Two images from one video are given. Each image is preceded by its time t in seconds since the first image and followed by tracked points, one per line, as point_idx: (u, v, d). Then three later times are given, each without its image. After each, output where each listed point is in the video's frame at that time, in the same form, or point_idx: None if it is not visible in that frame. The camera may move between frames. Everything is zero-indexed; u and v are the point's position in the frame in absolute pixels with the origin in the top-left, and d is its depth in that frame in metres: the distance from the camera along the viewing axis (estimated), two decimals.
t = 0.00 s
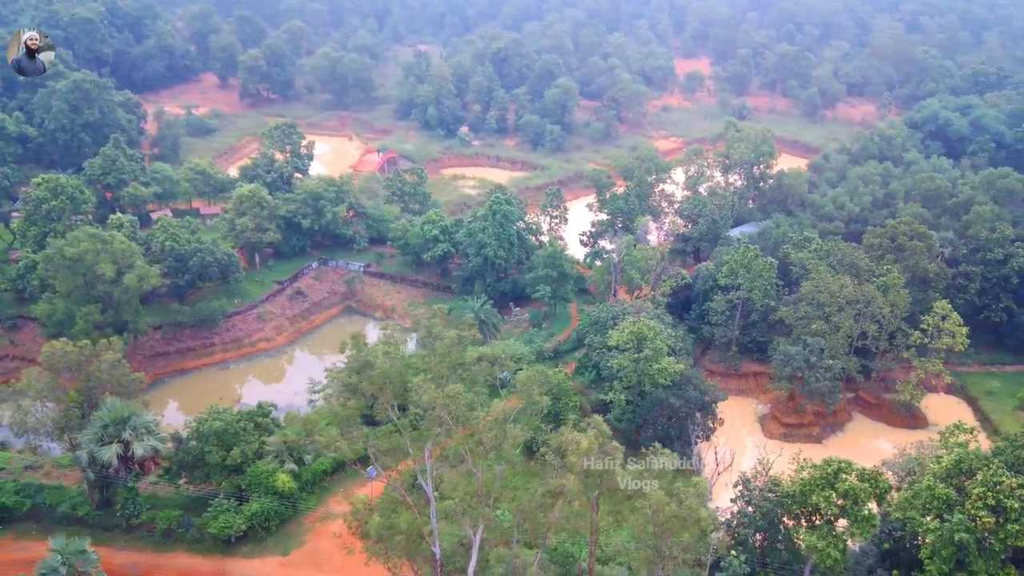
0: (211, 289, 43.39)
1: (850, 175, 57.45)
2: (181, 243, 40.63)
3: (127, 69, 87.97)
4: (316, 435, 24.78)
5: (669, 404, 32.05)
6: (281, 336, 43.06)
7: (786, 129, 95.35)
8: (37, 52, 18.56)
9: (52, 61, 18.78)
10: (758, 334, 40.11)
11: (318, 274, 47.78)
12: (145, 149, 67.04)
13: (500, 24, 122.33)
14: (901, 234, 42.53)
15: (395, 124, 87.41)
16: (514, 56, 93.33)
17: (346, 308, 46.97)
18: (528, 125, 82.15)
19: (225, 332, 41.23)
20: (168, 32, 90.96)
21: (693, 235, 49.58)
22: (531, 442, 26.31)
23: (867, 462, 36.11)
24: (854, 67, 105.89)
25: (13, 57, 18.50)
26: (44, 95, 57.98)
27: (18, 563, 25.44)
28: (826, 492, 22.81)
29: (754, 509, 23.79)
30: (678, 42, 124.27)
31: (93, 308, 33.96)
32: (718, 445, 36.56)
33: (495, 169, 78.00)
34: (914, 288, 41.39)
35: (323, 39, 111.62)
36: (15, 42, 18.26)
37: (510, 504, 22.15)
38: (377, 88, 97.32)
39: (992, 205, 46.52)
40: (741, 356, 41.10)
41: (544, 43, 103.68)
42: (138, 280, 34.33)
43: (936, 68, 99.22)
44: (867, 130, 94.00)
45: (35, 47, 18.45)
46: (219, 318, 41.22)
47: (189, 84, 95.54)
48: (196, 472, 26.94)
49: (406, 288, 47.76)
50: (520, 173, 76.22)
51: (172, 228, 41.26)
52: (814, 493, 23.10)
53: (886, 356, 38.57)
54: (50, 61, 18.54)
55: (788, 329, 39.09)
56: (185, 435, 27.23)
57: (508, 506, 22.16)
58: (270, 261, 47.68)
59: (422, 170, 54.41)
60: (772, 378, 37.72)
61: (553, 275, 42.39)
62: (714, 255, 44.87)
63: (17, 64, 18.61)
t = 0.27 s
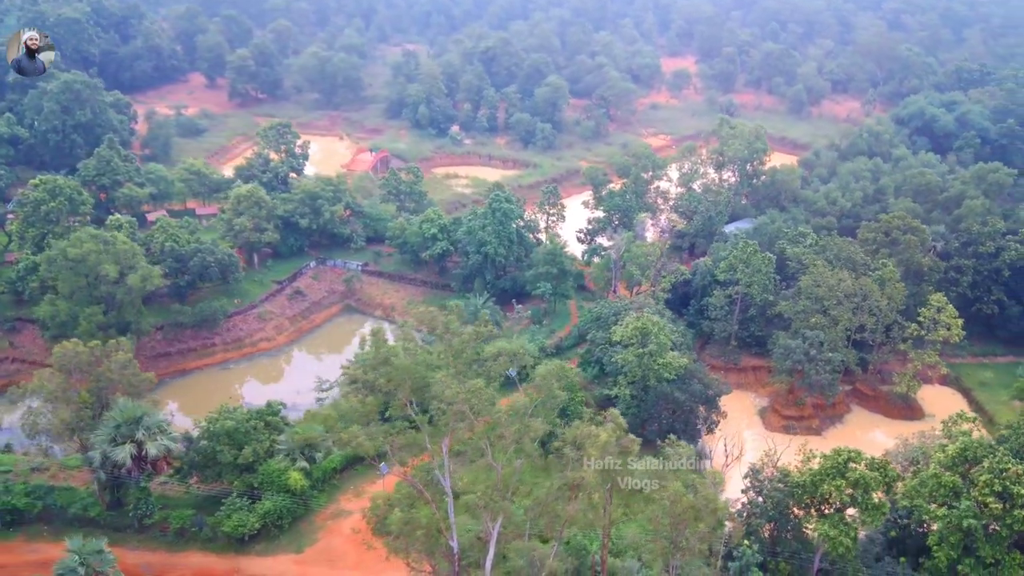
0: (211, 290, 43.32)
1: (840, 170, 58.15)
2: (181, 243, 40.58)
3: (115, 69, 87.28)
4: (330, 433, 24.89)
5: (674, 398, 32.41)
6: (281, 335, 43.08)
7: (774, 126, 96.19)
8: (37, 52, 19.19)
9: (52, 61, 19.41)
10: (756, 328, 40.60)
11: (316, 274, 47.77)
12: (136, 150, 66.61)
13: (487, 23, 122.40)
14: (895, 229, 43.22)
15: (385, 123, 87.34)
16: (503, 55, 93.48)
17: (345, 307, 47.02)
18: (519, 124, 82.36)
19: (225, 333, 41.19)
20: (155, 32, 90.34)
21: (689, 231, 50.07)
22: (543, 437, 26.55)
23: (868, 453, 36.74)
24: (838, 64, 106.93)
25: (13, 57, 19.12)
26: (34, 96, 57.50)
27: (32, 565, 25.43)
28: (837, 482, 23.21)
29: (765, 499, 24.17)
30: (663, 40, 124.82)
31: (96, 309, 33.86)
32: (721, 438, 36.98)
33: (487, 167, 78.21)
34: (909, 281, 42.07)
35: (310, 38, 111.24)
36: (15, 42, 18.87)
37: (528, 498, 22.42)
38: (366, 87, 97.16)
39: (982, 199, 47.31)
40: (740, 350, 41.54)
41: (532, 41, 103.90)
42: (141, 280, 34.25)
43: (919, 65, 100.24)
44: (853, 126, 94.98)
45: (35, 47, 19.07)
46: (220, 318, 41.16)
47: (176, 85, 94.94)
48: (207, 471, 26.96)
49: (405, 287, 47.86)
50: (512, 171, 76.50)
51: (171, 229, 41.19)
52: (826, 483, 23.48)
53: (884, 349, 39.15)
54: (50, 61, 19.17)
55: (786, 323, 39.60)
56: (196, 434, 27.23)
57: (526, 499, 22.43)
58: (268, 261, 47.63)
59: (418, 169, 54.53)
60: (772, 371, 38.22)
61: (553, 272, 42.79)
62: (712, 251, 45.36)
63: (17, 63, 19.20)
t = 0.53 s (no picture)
0: (211, 289, 43.24)
1: (832, 166, 58.83)
2: (182, 243, 40.53)
3: (103, 70, 86.62)
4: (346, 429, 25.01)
5: (680, 391, 32.79)
6: (283, 334, 43.11)
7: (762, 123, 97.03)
8: (37, 52, 19.60)
9: (51, 61, 19.87)
10: (756, 322, 41.09)
11: (316, 273, 47.77)
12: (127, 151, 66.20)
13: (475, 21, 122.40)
14: (890, 223, 43.91)
15: (376, 122, 87.25)
16: (492, 54, 93.58)
17: (346, 306, 47.05)
18: (511, 122, 82.58)
19: (228, 332, 41.17)
20: (143, 32, 89.80)
21: (686, 227, 50.52)
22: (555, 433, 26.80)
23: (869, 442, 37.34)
24: (824, 62, 107.89)
25: (14, 57, 19.56)
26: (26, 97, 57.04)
27: (47, 566, 25.36)
28: (849, 471, 23.56)
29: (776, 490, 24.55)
30: (650, 38, 125.30)
31: (101, 309, 33.80)
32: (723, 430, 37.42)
33: (480, 166, 78.44)
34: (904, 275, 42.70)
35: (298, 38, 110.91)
36: (15, 42, 19.33)
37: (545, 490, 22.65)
38: (356, 86, 97.07)
39: (974, 194, 48.12)
40: (740, 344, 42.03)
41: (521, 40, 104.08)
42: (146, 280, 34.20)
43: (903, 62, 101.17)
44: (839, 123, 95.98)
45: (34, 47, 19.48)
46: (222, 318, 41.13)
47: (165, 85, 94.34)
48: (220, 469, 26.95)
49: (404, 285, 47.98)
50: (505, 169, 76.76)
51: (171, 229, 41.11)
52: (837, 472, 23.83)
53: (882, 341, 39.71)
54: (49, 61, 19.58)
55: (786, 316, 40.11)
56: (208, 432, 27.23)
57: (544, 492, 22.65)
58: (268, 261, 47.59)
59: (415, 167, 54.63)
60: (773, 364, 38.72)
61: (555, 269, 43.27)
62: (710, 247, 45.83)
63: (18, 64, 19.67)
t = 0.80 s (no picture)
0: (214, 289, 43.25)
1: (826, 163, 59.44)
2: (186, 243, 40.51)
3: (94, 70, 86.07)
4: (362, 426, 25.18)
5: (686, 386, 33.17)
6: (287, 334, 43.17)
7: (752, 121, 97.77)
8: (37, 52, 18.91)
9: (52, 61, 19.18)
10: (757, 317, 41.61)
11: (317, 272, 47.81)
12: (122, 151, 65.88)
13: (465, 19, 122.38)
14: (887, 219, 44.51)
15: (370, 121, 87.19)
16: (484, 52, 93.66)
17: (348, 305, 47.11)
18: (505, 121, 82.79)
19: (232, 332, 41.23)
20: (133, 32, 89.30)
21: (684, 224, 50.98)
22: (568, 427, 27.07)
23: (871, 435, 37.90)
24: (812, 60, 108.69)
25: (13, 58, 18.88)
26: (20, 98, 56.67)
27: (63, 565, 25.36)
28: (860, 461, 23.96)
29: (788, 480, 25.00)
30: (639, 37, 125.63)
31: (108, 310, 33.76)
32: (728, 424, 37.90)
33: (475, 165, 78.69)
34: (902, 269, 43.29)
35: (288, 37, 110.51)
36: (15, 42, 18.61)
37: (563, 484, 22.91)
38: (349, 85, 96.94)
39: (968, 189, 48.84)
40: (740, 339, 42.51)
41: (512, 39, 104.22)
42: (153, 280, 34.18)
43: (891, 60, 101.97)
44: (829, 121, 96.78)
45: (35, 47, 18.79)
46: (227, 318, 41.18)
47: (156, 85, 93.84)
48: (235, 467, 27.05)
49: (406, 283, 48.11)
50: (500, 168, 77.03)
51: (174, 229, 41.05)
52: (848, 463, 24.24)
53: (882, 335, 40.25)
54: (51, 61, 18.89)
55: (787, 312, 40.64)
56: (222, 431, 27.32)
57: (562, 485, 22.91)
58: (269, 260, 47.62)
59: (413, 166, 54.76)
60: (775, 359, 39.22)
61: (559, 266, 43.53)
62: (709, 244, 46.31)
63: (17, 64, 18.97)
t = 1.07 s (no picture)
0: (216, 289, 43.24)
1: (819, 160, 60.06)
2: (189, 243, 40.48)
3: (83, 70, 85.43)
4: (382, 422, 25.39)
5: (693, 380, 33.55)
6: (291, 333, 43.20)
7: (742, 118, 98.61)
8: (37, 52, 19.61)
9: (51, 61, 19.87)
10: (757, 313, 42.19)
11: (318, 271, 47.84)
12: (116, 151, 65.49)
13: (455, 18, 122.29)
14: (884, 214, 45.14)
15: (362, 120, 87.13)
16: (476, 51, 93.71)
17: (350, 304, 47.14)
18: (498, 119, 82.99)
19: (236, 331, 41.23)
20: (123, 32, 88.67)
21: (682, 220, 51.47)
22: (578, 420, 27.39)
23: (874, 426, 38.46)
24: (799, 58, 109.49)
25: (13, 57, 19.45)
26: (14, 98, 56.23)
27: (80, 565, 25.34)
28: (871, 451, 24.33)
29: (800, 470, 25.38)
30: (627, 35, 126.05)
31: (115, 310, 33.71)
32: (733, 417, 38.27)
33: (469, 163, 78.91)
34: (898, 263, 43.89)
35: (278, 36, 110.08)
36: (16, 42, 19.24)
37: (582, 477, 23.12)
38: (340, 85, 96.77)
39: (962, 184, 49.58)
40: (741, 334, 42.98)
41: (503, 37, 104.33)
42: (160, 280, 34.21)
43: (878, 57, 102.93)
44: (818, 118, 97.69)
45: (35, 47, 19.46)
46: (230, 317, 41.19)
47: (146, 85, 93.28)
48: (250, 465, 27.12)
49: (407, 281, 48.24)
50: (494, 167, 77.32)
51: (177, 229, 41.03)
52: (859, 453, 24.62)
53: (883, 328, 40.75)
54: (50, 61, 19.56)
55: (788, 306, 41.21)
56: (236, 429, 27.39)
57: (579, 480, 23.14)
58: (270, 259, 47.63)
59: (411, 165, 54.89)
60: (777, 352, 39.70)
61: (561, 263, 44.05)
62: (709, 240, 46.77)
63: (17, 64, 19.55)
